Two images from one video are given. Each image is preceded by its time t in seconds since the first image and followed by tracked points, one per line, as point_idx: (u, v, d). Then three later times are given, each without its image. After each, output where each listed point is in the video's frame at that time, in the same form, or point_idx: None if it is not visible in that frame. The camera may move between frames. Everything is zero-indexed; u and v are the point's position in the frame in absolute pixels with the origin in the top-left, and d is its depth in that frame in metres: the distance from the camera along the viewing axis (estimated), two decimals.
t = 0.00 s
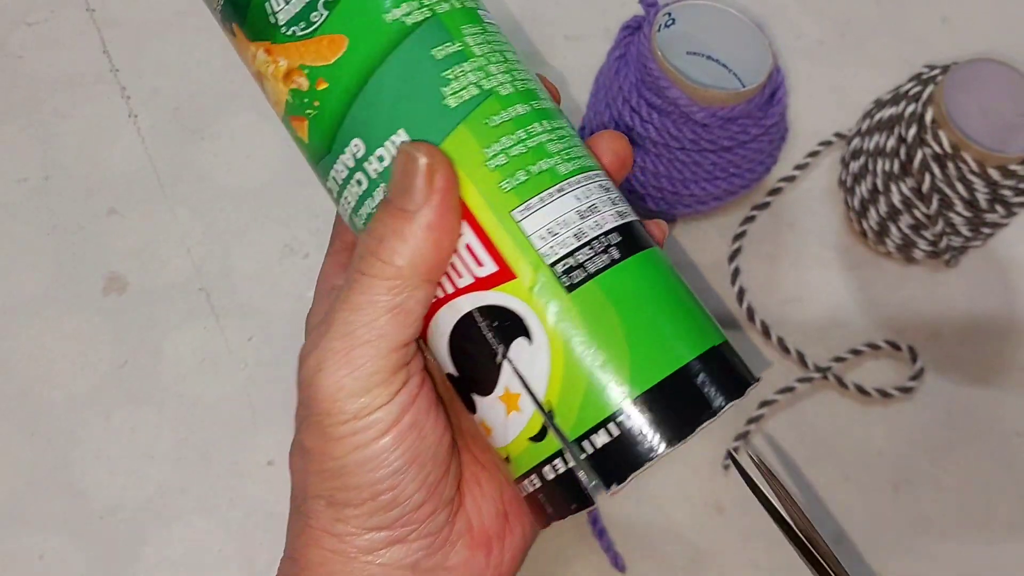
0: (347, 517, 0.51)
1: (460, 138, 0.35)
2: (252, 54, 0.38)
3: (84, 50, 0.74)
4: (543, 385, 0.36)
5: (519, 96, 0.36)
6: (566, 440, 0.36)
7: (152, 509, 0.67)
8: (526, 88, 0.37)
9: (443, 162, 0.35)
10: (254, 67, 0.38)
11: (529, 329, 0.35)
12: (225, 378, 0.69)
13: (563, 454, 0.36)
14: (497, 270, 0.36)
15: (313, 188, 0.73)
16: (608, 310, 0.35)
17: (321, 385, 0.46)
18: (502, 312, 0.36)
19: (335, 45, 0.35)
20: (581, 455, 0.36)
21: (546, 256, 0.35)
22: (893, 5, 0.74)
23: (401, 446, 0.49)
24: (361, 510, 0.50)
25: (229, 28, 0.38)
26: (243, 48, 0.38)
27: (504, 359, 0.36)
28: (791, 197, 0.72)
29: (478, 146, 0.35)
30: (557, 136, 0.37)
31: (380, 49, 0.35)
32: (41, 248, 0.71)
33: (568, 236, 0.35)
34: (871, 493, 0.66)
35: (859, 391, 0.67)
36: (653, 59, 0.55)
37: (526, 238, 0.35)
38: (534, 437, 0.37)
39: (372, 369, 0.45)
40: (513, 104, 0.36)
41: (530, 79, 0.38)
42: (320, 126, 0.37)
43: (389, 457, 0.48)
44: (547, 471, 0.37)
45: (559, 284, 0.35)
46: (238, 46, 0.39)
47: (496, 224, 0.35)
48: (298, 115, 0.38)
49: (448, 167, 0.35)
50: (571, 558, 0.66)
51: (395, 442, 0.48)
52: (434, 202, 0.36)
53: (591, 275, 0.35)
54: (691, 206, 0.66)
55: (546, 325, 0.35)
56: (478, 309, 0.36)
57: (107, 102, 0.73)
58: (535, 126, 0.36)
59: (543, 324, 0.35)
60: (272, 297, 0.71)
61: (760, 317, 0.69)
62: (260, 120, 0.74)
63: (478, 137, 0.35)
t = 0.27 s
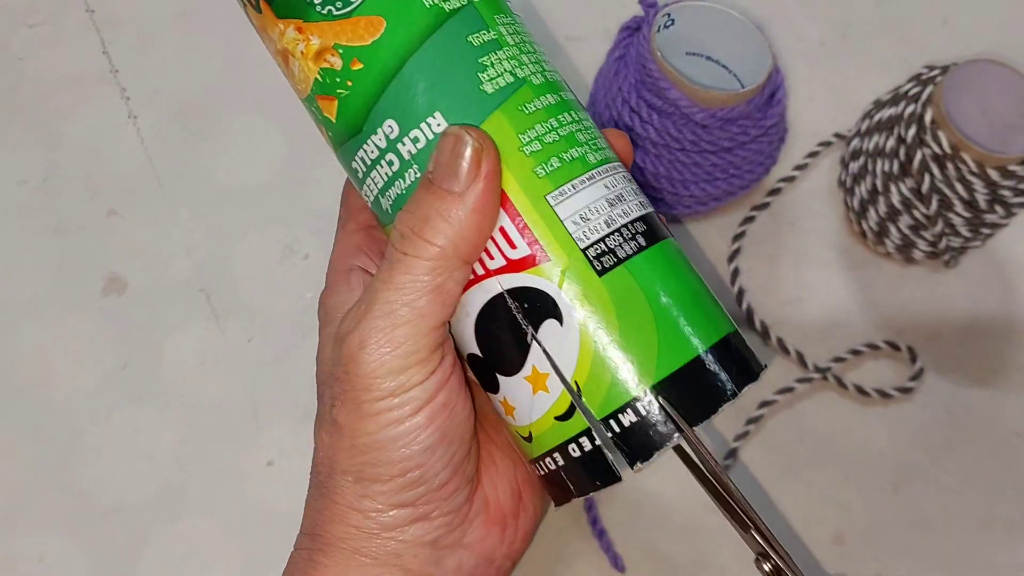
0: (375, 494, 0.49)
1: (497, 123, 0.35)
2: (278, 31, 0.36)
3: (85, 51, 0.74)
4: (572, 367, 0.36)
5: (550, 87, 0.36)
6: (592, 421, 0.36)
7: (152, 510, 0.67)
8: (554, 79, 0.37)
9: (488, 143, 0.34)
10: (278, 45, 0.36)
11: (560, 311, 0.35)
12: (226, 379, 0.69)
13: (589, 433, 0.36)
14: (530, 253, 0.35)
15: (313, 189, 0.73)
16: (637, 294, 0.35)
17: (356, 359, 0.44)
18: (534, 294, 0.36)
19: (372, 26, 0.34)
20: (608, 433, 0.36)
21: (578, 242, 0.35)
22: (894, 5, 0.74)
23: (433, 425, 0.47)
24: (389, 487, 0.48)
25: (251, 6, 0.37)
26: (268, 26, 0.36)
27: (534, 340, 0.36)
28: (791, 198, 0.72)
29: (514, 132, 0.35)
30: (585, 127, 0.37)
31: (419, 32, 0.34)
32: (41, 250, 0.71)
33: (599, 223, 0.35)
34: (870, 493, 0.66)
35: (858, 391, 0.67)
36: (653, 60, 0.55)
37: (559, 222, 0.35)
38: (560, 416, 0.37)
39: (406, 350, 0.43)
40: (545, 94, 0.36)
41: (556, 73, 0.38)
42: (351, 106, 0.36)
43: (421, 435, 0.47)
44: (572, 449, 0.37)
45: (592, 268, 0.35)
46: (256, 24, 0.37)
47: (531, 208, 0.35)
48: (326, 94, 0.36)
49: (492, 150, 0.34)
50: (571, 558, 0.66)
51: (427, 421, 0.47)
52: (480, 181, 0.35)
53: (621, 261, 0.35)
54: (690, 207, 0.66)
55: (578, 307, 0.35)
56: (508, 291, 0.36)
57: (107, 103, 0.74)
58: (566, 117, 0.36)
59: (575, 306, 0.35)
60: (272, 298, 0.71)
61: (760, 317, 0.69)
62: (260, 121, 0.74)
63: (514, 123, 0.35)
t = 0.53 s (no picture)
0: (374, 504, 0.48)
1: (499, 133, 0.35)
2: (280, 37, 0.36)
3: (83, 52, 0.74)
4: (573, 377, 0.36)
5: (553, 96, 0.36)
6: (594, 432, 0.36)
7: (150, 511, 0.67)
8: (557, 88, 0.37)
9: (490, 153, 0.34)
10: (280, 50, 0.36)
11: (562, 321, 0.35)
12: (224, 380, 0.69)
13: (589, 444, 0.36)
14: (532, 263, 0.35)
15: (312, 190, 0.72)
16: (639, 304, 0.35)
17: (355, 370, 0.43)
18: (535, 304, 0.36)
19: (375, 33, 0.34)
20: (608, 444, 0.36)
21: (580, 253, 0.35)
22: (892, 6, 0.74)
23: (433, 435, 0.47)
24: (389, 498, 0.48)
25: (253, 11, 0.37)
26: (270, 31, 0.36)
27: (535, 350, 0.36)
28: (790, 199, 0.72)
29: (517, 142, 0.35)
30: (588, 136, 0.37)
31: (422, 41, 0.34)
32: (39, 251, 0.71)
33: (600, 233, 0.35)
34: (870, 494, 0.66)
35: (858, 391, 0.67)
36: (652, 60, 0.55)
37: (561, 232, 0.35)
38: (561, 426, 0.37)
39: (406, 361, 0.42)
40: (549, 103, 0.36)
41: (559, 81, 0.38)
42: (353, 114, 0.36)
43: (421, 446, 0.47)
44: (572, 460, 0.37)
45: (594, 279, 0.35)
46: (258, 29, 0.37)
47: (533, 219, 0.35)
48: (328, 101, 0.36)
49: (495, 160, 0.34)
50: (570, 559, 0.66)
51: (427, 431, 0.47)
52: (482, 192, 0.35)
53: (623, 272, 0.35)
54: (689, 207, 0.66)
55: (580, 317, 0.35)
56: (509, 300, 0.36)
57: (105, 104, 0.73)
58: (568, 127, 0.36)
59: (577, 316, 0.35)
60: (270, 299, 0.70)
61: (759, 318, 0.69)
62: (258, 121, 0.74)
63: (517, 132, 0.35)
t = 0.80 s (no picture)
0: (368, 511, 0.48)
1: (497, 140, 0.35)
2: (277, 39, 0.36)
3: (82, 52, 0.74)
4: (569, 386, 0.36)
5: (551, 103, 0.36)
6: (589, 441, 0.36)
7: (149, 511, 0.66)
8: (555, 95, 0.37)
9: (488, 161, 0.34)
10: (276, 53, 0.36)
11: (558, 330, 0.35)
12: (223, 380, 0.69)
13: (584, 453, 0.36)
14: (529, 272, 0.35)
15: (311, 190, 0.72)
16: (636, 314, 0.35)
17: (350, 377, 0.43)
18: (532, 313, 0.35)
19: (374, 38, 0.34)
20: (603, 453, 0.36)
21: (577, 262, 0.35)
22: (892, 6, 0.74)
23: (428, 442, 0.47)
24: (383, 504, 0.48)
25: (249, 13, 0.37)
26: (267, 33, 0.36)
27: (531, 359, 0.36)
28: (789, 199, 0.72)
29: (515, 149, 0.35)
30: (585, 144, 0.37)
31: (420, 46, 0.34)
32: (37, 251, 0.71)
33: (598, 242, 0.35)
34: (869, 495, 0.66)
35: (858, 391, 0.67)
36: (652, 60, 0.55)
37: (559, 242, 0.35)
38: (557, 434, 0.37)
39: (401, 368, 0.43)
40: (547, 110, 0.36)
41: (557, 87, 0.38)
42: (350, 118, 0.35)
43: (416, 453, 0.47)
44: (567, 468, 0.37)
45: (591, 289, 0.35)
46: (254, 30, 0.37)
47: (530, 227, 0.35)
48: (324, 104, 0.36)
49: (493, 168, 0.34)
50: (569, 560, 0.66)
51: (422, 438, 0.47)
52: (480, 200, 0.35)
53: (620, 281, 0.35)
54: (689, 207, 0.66)
55: (577, 327, 0.35)
56: (506, 308, 0.36)
57: (104, 103, 0.73)
58: (567, 135, 0.36)
59: (573, 326, 0.35)
60: (270, 299, 0.70)
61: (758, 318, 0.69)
62: (258, 121, 0.73)
63: (515, 140, 0.35)
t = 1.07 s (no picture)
0: (360, 513, 0.48)
1: (487, 142, 0.35)
2: (269, 41, 0.36)
3: (82, 51, 0.74)
4: (560, 388, 0.36)
5: (542, 105, 0.36)
6: (579, 442, 0.36)
7: (148, 511, 0.66)
8: (546, 96, 0.37)
9: (479, 164, 0.34)
10: (268, 55, 0.36)
11: (548, 332, 0.35)
12: (223, 380, 0.69)
13: (574, 455, 0.37)
14: (519, 274, 0.35)
15: (311, 190, 0.72)
16: (625, 317, 0.35)
17: (340, 379, 0.43)
18: (523, 315, 0.36)
19: (364, 40, 0.34)
20: (593, 455, 0.36)
21: (568, 264, 0.35)
22: (892, 6, 0.74)
23: (419, 444, 0.47)
24: (375, 506, 0.48)
25: (242, 15, 0.37)
26: (259, 35, 0.36)
27: (522, 360, 0.36)
28: (789, 199, 0.72)
29: (506, 151, 0.35)
30: (577, 146, 0.37)
31: (410, 49, 0.34)
32: (37, 250, 0.71)
33: (588, 244, 0.35)
34: (868, 495, 0.66)
35: (857, 391, 0.67)
36: (651, 60, 0.55)
37: (549, 243, 0.35)
38: (547, 435, 0.37)
39: (391, 370, 0.42)
40: (537, 112, 0.36)
41: (549, 89, 0.38)
42: (341, 120, 0.35)
43: (407, 455, 0.47)
44: (558, 470, 0.37)
45: (581, 291, 0.35)
46: (246, 32, 0.37)
47: (521, 229, 0.35)
48: (316, 107, 0.36)
49: (483, 171, 0.34)
50: (568, 559, 0.66)
51: (414, 440, 0.47)
52: (469, 203, 0.35)
53: (610, 283, 0.35)
54: (688, 207, 0.66)
55: (567, 328, 0.35)
56: (496, 310, 0.36)
57: (104, 103, 0.73)
58: (557, 137, 0.36)
59: (564, 328, 0.35)
60: (270, 298, 0.70)
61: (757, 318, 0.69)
62: (258, 120, 0.73)
63: (506, 142, 0.35)
